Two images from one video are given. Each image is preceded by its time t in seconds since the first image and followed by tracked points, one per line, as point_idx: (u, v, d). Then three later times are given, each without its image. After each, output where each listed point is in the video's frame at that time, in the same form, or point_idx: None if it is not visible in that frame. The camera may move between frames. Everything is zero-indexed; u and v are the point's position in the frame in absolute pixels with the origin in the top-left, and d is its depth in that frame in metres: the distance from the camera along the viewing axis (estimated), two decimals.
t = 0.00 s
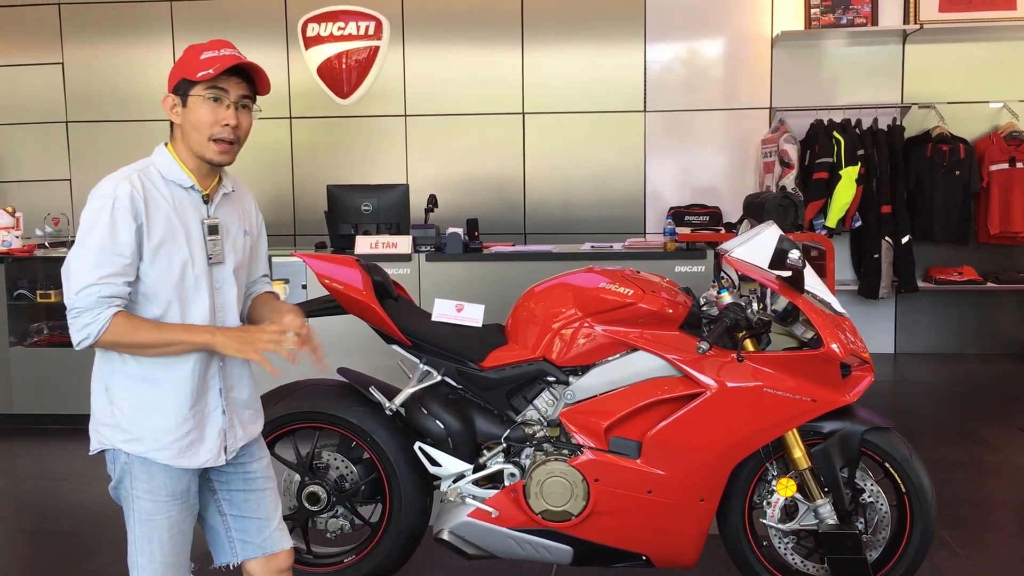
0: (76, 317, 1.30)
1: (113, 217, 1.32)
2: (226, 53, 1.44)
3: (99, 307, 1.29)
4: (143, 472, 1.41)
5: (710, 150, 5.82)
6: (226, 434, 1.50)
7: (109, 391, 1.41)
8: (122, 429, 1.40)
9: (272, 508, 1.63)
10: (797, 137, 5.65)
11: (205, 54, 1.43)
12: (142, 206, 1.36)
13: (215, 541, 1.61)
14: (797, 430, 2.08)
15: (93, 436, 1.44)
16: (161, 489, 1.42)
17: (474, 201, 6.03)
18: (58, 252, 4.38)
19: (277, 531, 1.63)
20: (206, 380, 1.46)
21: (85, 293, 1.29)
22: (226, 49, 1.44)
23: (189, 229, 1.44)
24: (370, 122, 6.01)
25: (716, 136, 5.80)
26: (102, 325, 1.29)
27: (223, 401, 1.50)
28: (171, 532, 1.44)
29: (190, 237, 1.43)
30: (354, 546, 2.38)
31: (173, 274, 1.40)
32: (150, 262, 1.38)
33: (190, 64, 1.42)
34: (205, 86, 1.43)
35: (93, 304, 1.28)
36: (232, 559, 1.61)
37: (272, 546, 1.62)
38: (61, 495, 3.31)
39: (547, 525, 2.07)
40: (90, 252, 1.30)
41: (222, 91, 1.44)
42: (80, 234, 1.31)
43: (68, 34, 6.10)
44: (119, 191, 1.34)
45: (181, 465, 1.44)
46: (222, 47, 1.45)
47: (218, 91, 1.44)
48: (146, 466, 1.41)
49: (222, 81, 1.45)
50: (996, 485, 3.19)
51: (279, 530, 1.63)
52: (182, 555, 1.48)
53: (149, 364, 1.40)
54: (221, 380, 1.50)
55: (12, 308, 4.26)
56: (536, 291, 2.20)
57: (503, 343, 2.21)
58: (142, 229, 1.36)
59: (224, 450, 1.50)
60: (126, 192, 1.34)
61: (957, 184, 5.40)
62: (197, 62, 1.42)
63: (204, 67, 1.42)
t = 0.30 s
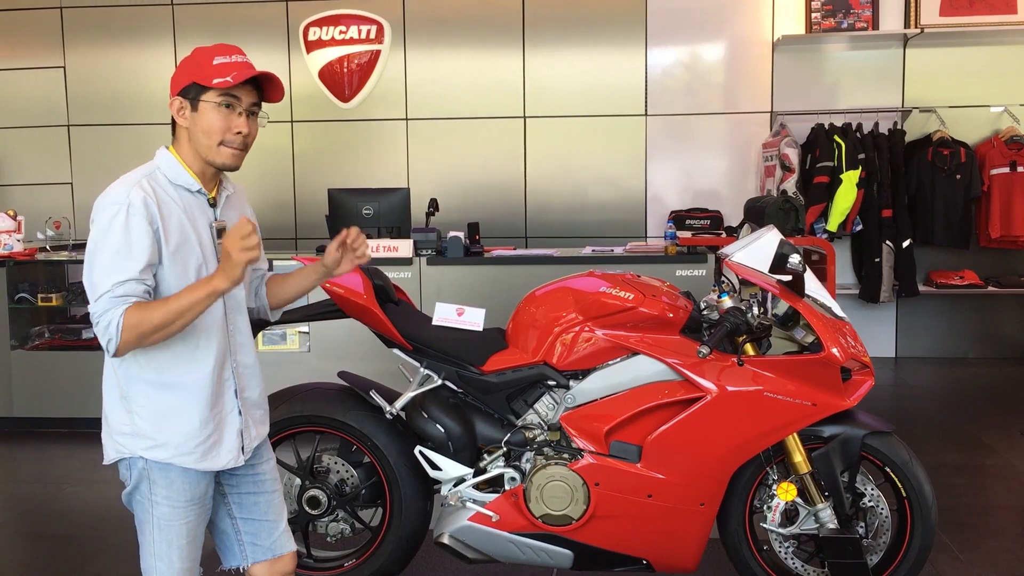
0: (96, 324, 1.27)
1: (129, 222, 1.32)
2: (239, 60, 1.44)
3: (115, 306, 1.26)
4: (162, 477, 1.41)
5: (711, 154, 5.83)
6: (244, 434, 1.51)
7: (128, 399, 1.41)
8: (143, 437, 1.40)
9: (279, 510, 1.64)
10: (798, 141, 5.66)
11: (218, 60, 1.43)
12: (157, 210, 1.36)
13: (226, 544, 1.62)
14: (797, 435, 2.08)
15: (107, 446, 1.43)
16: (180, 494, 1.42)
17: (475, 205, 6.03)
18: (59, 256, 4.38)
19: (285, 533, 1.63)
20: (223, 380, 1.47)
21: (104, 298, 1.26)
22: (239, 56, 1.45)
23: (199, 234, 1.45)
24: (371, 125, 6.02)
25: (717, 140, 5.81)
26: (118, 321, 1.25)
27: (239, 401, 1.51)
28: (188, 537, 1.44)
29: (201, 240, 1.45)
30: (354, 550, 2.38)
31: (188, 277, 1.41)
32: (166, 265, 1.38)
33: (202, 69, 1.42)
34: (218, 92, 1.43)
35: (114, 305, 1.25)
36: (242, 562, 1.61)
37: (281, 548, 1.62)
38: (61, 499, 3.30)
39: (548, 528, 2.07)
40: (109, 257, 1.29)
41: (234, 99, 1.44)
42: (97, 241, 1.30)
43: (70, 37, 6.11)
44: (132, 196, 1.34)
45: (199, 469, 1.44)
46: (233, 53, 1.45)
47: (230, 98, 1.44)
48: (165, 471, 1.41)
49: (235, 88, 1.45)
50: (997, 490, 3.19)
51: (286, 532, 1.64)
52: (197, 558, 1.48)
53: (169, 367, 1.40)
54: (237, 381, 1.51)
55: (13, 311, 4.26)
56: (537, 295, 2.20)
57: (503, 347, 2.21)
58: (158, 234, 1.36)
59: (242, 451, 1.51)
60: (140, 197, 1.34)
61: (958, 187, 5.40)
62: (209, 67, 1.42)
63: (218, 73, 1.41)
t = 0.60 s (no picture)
0: (109, 331, 1.26)
1: (134, 227, 1.31)
2: (263, 76, 1.48)
3: (128, 311, 1.25)
4: (172, 480, 1.41)
5: (708, 156, 5.83)
6: (248, 433, 1.52)
7: (136, 406, 1.39)
8: (155, 442, 1.39)
9: (279, 509, 1.64)
10: (794, 143, 5.66)
11: (247, 74, 1.45)
12: (162, 214, 1.36)
13: (228, 544, 1.61)
14: (793, 436, 2.08)
15: (114, 453, 1.41)
16: (189, 496, 1.42)
17: (472, 206, 6.03)
18: (55, 257, 4.36)
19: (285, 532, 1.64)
20: (230, 380, 1.48)
21: (116, 304, 1.26)
22: (262, 73, 1.48)
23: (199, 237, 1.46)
24: (368, 127, 6.02)
25: (713, 142, 5.81)
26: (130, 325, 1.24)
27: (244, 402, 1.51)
28: (197, 538, 1.44)
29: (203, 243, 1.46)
30: (349, 552, 2.37)
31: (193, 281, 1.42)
32: (173, 268, 1.39)
33: (233, 82, 1.43)
34: (248, 107, 1.45)
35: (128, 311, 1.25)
36: (245, 562, 1.61)
37: (282, 547, 1.63)
38: (57, 500, 3.30)
39: (544, 530, 2.06)
40: (119, 263, 1.28)
41: (258, 114, 1.48)
42: (104, 249, 1.30)
43: (66, 38, 6.10)
44: (136, 202, 1.33)
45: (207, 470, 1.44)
46: (254, 67, 1.48)
47: (256, 113, 1.47)
48: (174, 474, 1.41)
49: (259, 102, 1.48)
50: (993, 491, 3.20)
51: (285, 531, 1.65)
52: (203, 559, 1.48)
53: (179, 370, 1.40)
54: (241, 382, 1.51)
55: (8, 313, 4.25)
56: (532, 297, 2.20)
57: (501, 348, 2.21)
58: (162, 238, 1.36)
59: (249, 450, 1.52)
60: (143, 202, 1.34)
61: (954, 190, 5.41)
62: (240, 81, 1.44)
63: (253, 90, 1.44)
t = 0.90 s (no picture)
0: (118, 335, 1.27)
1: (139, 227, 1.32)
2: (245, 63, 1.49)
3: (140, 316, 1.27)
4: (171, 479, 1.40)
5: (705, 157, 5.84)
6: (246, 431, 1.52)
7: (136, 405, 1.39)
8: (156, 441, 1.38)
9: (274, 507, 1.65)
10: (791, 144, 5.68)
11: (232, 63, 1.46)
12: (163, 214, 1.37)
13: (224, 542, 1.61)
14: (788, 437, 2.09)
15: (114, 453, 1.41)
16: (188, 496, 1.42)
17: (469, 207, 6.03)
18: (50, 256, 4.32)
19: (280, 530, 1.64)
20: (230, 378, 1.48)
21: (123, 308, 1.27)
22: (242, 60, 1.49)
23: (199, 234, 1.46)
24: (365, 126, 6.02)
25: (711, 143, 5.82)
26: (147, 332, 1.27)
27: (243, 398, 1.52)
28: (195, 538, 1.44)
29: (202, 242, 1.46)
30: (345, 552, 2.37)
31: (195, 279, 1.43)
32: (175, 269, 1.39)
33: (224, 74, 1.44)
34: (239, 97, 1.46)
35: (139, 316, 1.27)
36: (242, 560, 1.61)
37: (279, 545, 1.63)
38: (52, 499, 3.29)
39: (540, 530, 2.07)
40: (124, 265, 1.29)
41: (250, 102, 1.49)
42: (106, 249, 1.29)
43: (63, 36, 6.09)
44: (137, 202, 1.33)
45: (207, 470, 1.44)
46: (235, 57, 1.49)
47: (247, 101, 1.48)
48: (174, 474, 1.41)
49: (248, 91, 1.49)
50: (987, 492, 3.21)
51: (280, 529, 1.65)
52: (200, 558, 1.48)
53: (180, 369, 1.40)
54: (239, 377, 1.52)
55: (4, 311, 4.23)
56: (529, 297, 2.21)
57: (496, 348, 2.21)
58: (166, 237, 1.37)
59: (247, 447, 1.53)
60: (145, 202, 1.34)
61: (950, 191, 5.42)
62: (229, 72, 1.45)
63: (243, 78, 1.45)
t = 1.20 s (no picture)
0: (119, 338, 1.29)
1: (139, 229, 1.32)
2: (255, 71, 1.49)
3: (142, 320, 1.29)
4: (167, 477, 1.41)
5: (706, 159, 5.85)
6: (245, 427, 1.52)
7: (133, 404, 1.40)
8: (153, 440, 1.39)
9: (290, 496, 1.65)
10: (792, 147, 5.68)
11: (240, 70, 1.46)
12: (160, 215, 1.37)
13: (235, 535, 1.62)
14: (788, 439, 2.09)
15: (112, 451, 1.42)
16: (184, 494, 1.42)
17: (470, 208, 6.04)
18: (53, 254, 4.28)
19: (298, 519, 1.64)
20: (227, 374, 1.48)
21: (128, 310, 1.28)
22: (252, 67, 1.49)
23: (197, 234, 1.47)
24: (367, 127, 6.03)
25: (712, 145, 5.83)
26: (150, 338, 1.30)
27: (240, 396, 1.52)
28: (192, 536, 1.44)
29: (200, 241, 1.47)
30: (345, 551, 2.37)
31: (192, 280, 1.44)
32: (172, 269, 1.40)
33: (231, 80, 1.44)
34: (244, 104, 1.46)
35: (141, 322, 1.28)
36: (258, 551, 1.62)
37: (296, 533, 1.63)
38: (52, 497, 3.29)
39: (540, 530, 2.07)
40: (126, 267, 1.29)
41: (254, 111, 1.49)
42: (105, 251, 1.29)
43: (66, 35, 6.10)
44: (136, 203, 1.33)
45: (203, 467, 1.45)
46: (244, 63, 1.49)
47: (252, 109, 1.48)
48: (170, 472, 1.41)
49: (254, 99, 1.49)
50: (986, 496, 3.21)
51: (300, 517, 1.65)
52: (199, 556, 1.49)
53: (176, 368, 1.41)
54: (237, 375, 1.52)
55: (6, 309, 4.23)
56: (530, 298, 2.21)
57: (498, 349, 2.22)
58: (164, 239, 1.37)
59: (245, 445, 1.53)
60: (143, 203, 1.34)
61: (951, 195, 5.43)
62: (236, 78, 1.45)
63: (250, 86, 1.46)
